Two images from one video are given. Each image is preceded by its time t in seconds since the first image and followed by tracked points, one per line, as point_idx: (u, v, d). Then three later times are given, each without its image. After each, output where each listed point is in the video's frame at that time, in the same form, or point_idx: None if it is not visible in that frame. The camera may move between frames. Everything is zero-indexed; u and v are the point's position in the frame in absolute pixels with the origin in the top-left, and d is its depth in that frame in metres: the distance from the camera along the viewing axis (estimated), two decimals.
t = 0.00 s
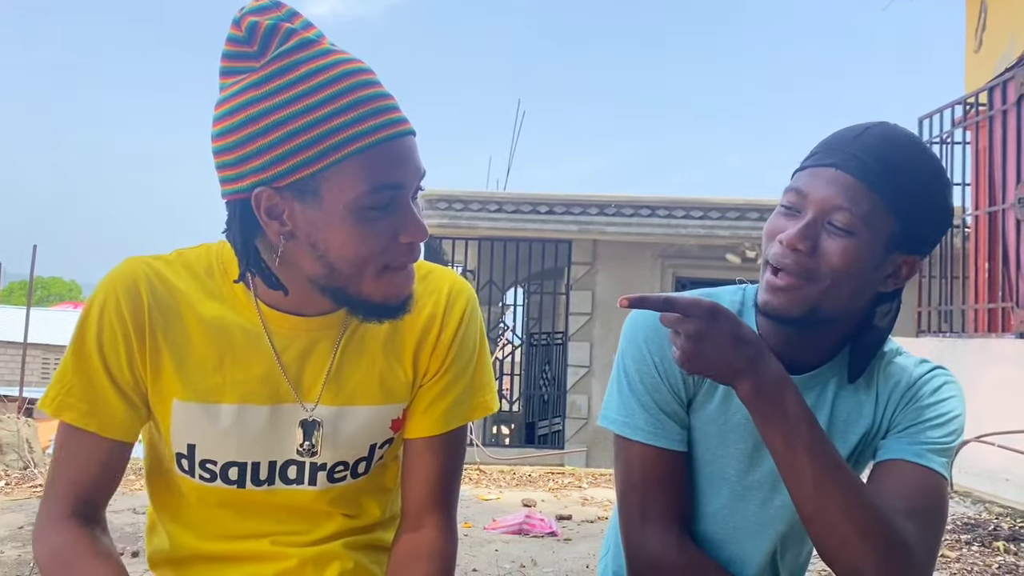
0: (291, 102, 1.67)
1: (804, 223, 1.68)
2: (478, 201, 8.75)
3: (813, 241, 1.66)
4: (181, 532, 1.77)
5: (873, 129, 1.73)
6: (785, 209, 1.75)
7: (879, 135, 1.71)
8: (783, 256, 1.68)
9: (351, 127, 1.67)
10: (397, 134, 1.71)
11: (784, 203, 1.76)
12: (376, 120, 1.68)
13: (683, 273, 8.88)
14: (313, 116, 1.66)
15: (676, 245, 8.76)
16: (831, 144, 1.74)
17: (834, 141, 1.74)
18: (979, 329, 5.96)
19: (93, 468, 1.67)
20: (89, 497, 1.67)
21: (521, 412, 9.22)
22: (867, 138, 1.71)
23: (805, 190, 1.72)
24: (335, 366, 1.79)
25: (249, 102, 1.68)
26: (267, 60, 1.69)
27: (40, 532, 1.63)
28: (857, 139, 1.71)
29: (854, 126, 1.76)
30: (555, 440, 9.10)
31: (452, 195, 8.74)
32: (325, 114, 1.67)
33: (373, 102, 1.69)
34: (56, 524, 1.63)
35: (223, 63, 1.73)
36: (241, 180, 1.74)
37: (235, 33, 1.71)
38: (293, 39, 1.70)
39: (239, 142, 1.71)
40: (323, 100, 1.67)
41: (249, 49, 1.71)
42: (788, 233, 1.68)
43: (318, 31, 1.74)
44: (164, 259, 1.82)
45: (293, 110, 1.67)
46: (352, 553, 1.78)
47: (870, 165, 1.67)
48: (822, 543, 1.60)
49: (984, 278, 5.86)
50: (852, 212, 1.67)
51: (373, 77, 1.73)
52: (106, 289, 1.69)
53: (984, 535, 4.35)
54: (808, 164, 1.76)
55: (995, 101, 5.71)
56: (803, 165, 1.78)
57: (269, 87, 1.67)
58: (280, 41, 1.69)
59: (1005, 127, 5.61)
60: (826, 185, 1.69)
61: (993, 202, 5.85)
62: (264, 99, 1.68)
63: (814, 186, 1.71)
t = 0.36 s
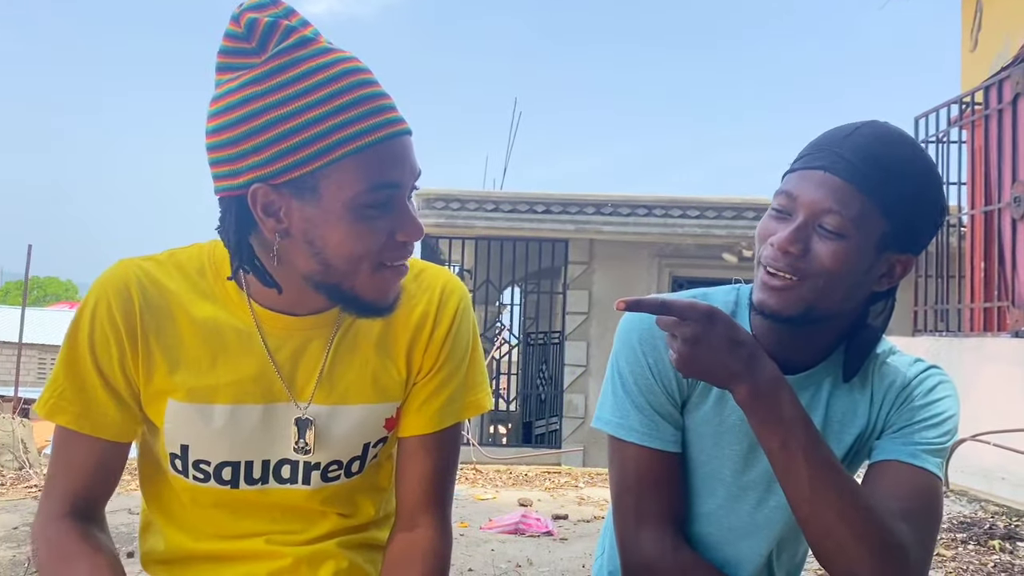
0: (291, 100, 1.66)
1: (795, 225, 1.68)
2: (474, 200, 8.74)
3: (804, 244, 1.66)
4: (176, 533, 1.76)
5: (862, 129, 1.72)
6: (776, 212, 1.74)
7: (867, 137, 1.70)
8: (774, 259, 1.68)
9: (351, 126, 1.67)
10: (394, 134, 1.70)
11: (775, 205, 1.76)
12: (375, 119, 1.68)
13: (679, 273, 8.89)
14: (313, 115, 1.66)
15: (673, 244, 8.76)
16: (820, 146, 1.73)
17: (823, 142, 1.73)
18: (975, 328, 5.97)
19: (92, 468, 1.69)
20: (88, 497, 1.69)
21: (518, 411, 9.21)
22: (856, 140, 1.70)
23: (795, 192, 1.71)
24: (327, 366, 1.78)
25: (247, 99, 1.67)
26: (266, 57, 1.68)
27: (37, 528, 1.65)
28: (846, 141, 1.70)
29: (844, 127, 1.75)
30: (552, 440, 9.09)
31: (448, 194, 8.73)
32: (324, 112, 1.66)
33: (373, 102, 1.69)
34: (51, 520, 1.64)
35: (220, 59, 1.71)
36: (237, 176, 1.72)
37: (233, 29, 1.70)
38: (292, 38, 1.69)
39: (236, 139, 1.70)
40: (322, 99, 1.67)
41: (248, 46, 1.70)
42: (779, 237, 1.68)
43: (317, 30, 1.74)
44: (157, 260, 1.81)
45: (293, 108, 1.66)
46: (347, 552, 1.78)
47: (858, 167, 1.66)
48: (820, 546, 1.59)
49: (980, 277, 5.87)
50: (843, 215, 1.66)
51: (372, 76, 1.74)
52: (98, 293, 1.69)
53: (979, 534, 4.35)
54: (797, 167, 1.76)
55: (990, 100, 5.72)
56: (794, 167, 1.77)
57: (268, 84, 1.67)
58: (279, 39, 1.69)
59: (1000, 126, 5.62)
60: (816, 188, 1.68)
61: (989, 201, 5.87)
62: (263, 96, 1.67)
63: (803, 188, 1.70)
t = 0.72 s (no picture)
0: (295, 102, 1.67)
1: (801, 240, 1.67)
2: (470, 201, 8.73)
3: (811, 259, 1.65)
4: (169, 538, 1.75)
5: (861, 138, 1.70)
6: (779, 224, 1.72)
7: (868, 147, 1.69)
8: (782, 275, 1.67)
9: (354, 129, 1.67)
10: (395, 138, 1.72)
11: (776, 217, 1.74)
12: (377, 122, 1.69)
13: (675, 274, 8.89)
14: (316, 117, 1.66)
15: (669, 245, 8.77)
16: (822, 156, 1.70)
17: (824, 152, 1.71)
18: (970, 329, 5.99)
19: (87, 483, 1.64)
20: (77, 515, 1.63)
21: (514, 412, 9.22)
22: (857, 149, 1.69)
23: (798, 206, 1.70)
24: (324, 371, 1.78)
25: (251, 101, 1.67)
26: (270, 60, 1.68)
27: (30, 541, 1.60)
28: (847, 151, 1.69)
29: (842, 136, 1.73)
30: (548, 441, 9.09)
31: (445, 195, 8.73)
32: (328, 115, 1.66)
33: (376, 106, 1.70)
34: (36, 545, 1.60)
35: (222, 62, 1.71)
36: (239, 177, 1.72)
37: (236, 33, 1.70)
38: (296, 42, 1.69)
39: (240, 141, 1.69)
40: (326, 101, 1.67)
41: (251, 50, 1.69)
42: (786, 252, 1.67)
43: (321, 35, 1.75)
44: (154, 264, 1.81)
45: (296, 111, 1.66)
46: (343, 555, 1.77)
47: (861, 180, 1.66)
48: (824, 562, 1.61)
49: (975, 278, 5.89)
50: (849, 227, 1.66)
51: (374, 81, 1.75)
52: (96, 294, 1.68)
53: (975, 535, 4.36)
54: (797, 179, 1.73)
55: (985, 102, 5.73)
56: (791, 177, 1.75)
57: (272, 87, 1.67)
58: (283, 43, 1.69)
59: (995, 127, 5.64)
60: (821, 201, 1.67)
61: (984, 202, 5.88)
62: (266, 99, 1.67)
63: (807, 202, 1.68)
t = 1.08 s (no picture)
0: (290, 99, 1.66)
1: (811, 258, 1.64)
2: (467, 202, 8.72)
3: (824, 276, 1.62)
4: (166, 536, 1.74)
5: (855, 143, 1.67)
6: (783, 241, 1.68)
7: (865, 155, 1.65)
8: (795, 296, 1.64)
9: (348, 124, 1.66)
10: (390, 135, 1.70)
11: (778, 232, 1.69)
12: (372, 119, 1.68)
13: (672, 275, 8.88)
14: (312, 114, 1.66)
15: (666, 246, 8.76)
16: (823, 170, 1.65)
17: (821, 162, 1.66)
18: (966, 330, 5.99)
19: (86, 480, 1.64)
20: (74, 509, 1.63)
21: (510, 414, 9.21)
22: (854, 156, 1.65)
23: (804, 223, 1.65)
24: (323, 372, 1.77)
25: (247, 99, 1.67)
26: (266, 59, 1.68)
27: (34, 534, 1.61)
28: (844, 162, 1.65)
29: (837, 142, 1.68)
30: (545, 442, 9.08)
31: (441, 196, 8.71)
32: (323, 111, 1.66)
33: (371, 103, 1.70)
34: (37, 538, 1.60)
35: (220, 62, 1.71)
36: (234, 175, 1.71)
37: (233, 33, 1.70)
38: (291, 41, 1.70)
39: (236, 140, 1.69)
40: (321, 98, 1.67)
41: (248, 49, 1.70)
42: (798, 272, 1.63)
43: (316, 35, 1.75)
44: (153, 263, 1.80)
45: (292, 107, 1.66)
46: (339, 558, 1.76)
47: (862, 191, 1.63)
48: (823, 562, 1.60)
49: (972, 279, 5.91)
50: (857, 240, 1.63)
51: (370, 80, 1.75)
52: (94, 293, 1.67)
53: (972, 536, 4.36)
54: (797, 193, 1.68)
55: (981, 103, 5.72)
56: (790, 186, 1.70)
57: (267, 84, 1.66)
58: (279, 42, 1.69)
59: (992, 129, 5.64)
60: (828, 217, 1.63)
61: (981, 203, 5.89)
62: (262, 96, 1.66)
63: (813, 218, 1.64)
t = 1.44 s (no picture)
0: (268, 104, 1.65)
1: (840, 277, 1.61)
2: (465, 204, 8.71)
3: (855, 293, 1.61)
4: (167, 546, 1.75)
5: (845, 159, 1.66)
6: (805, 263, 1.63)
7: (859, 170, 1.65)
8: (830, 317, 1.61)
9: (327, 130, 1.65)
10: (372, 141, 1.69)
11: (798, 255, 1.63)
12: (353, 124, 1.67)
13: (670, 277, 8.88)
14: (288, 121, 1.64)
15: (664, 248, 8.76)
16: (830, 190, 1.62)
17: (822, 180, 1.63)
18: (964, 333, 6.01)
19: (92, 490, 1.67)
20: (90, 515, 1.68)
21: (509, 415, 9.21)
22: (847, 171, 1.64)
23: (823, 243, 1.61)
24: (313, 375, 1.77)
25: (224, 105, 1.66)
26: (244, 63, 1.67)
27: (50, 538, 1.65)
28: (846, 177, 1.63)
29: (827, 159, 1.66)
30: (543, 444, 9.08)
31: (438, 198, 8.70)
32: (302, 117, 1.65)
33: (351, 108, 1.69)
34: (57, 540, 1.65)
35: (199, 66, 1.71)
36: (213, 183, 1.71)
37: (211, 37, 1.69)
38: (270, 45, 1.68)
39: (216, 146, 1.68)
40: (299, 103, 1.66)
41: (225, 53, 1.69)
42: (831, 294, 1.60)
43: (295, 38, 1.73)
44: (139, 272, 1.79)
45: (270, 113, 1.65)
46: (338, 559, 1.76)
47: (866, 205, 1.63)
48: None
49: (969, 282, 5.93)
50: (872, 252, 1.63)
51: (347, 84, 1.73)
52: (81, 306, 1.67)
53: (969, 538, 4.37)
54: (802, 215, 1.64)
55: (978, 106, 5.73)
56: (796, 205, 1.64)
57: (245, 89, 1.66)
58: (257, 45, 1.68)
59: (988, 131, 5.65)
60: (849, 236, 1.61)
61: (977, 206, 5.90)
62: (241, 101, 1.65)
63: (832, 238, 1.61)
